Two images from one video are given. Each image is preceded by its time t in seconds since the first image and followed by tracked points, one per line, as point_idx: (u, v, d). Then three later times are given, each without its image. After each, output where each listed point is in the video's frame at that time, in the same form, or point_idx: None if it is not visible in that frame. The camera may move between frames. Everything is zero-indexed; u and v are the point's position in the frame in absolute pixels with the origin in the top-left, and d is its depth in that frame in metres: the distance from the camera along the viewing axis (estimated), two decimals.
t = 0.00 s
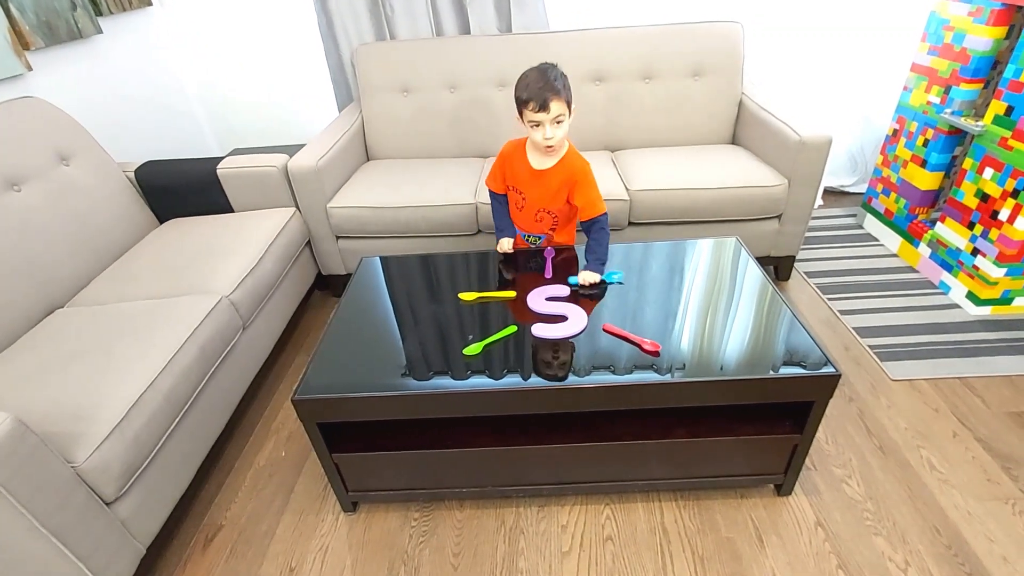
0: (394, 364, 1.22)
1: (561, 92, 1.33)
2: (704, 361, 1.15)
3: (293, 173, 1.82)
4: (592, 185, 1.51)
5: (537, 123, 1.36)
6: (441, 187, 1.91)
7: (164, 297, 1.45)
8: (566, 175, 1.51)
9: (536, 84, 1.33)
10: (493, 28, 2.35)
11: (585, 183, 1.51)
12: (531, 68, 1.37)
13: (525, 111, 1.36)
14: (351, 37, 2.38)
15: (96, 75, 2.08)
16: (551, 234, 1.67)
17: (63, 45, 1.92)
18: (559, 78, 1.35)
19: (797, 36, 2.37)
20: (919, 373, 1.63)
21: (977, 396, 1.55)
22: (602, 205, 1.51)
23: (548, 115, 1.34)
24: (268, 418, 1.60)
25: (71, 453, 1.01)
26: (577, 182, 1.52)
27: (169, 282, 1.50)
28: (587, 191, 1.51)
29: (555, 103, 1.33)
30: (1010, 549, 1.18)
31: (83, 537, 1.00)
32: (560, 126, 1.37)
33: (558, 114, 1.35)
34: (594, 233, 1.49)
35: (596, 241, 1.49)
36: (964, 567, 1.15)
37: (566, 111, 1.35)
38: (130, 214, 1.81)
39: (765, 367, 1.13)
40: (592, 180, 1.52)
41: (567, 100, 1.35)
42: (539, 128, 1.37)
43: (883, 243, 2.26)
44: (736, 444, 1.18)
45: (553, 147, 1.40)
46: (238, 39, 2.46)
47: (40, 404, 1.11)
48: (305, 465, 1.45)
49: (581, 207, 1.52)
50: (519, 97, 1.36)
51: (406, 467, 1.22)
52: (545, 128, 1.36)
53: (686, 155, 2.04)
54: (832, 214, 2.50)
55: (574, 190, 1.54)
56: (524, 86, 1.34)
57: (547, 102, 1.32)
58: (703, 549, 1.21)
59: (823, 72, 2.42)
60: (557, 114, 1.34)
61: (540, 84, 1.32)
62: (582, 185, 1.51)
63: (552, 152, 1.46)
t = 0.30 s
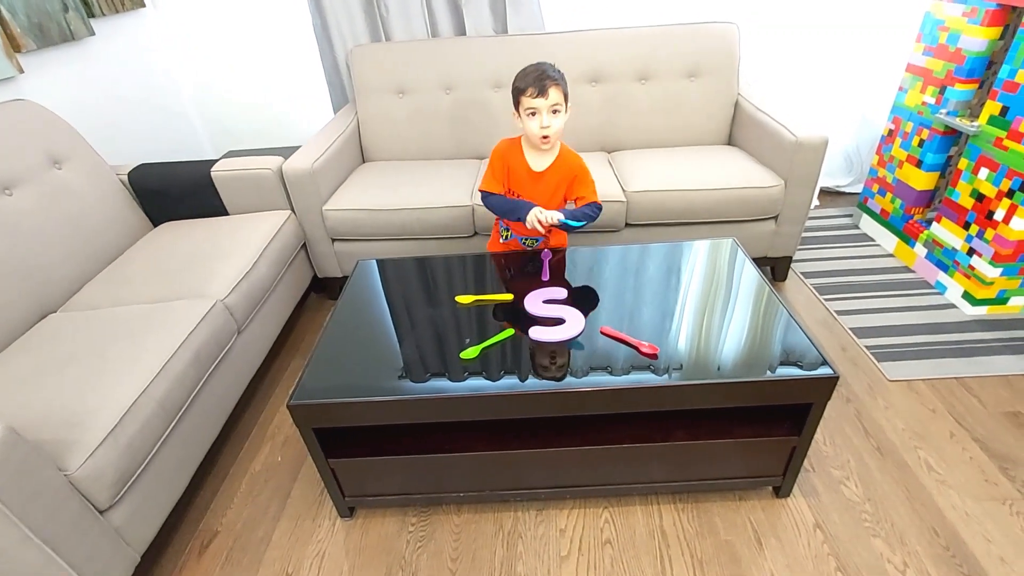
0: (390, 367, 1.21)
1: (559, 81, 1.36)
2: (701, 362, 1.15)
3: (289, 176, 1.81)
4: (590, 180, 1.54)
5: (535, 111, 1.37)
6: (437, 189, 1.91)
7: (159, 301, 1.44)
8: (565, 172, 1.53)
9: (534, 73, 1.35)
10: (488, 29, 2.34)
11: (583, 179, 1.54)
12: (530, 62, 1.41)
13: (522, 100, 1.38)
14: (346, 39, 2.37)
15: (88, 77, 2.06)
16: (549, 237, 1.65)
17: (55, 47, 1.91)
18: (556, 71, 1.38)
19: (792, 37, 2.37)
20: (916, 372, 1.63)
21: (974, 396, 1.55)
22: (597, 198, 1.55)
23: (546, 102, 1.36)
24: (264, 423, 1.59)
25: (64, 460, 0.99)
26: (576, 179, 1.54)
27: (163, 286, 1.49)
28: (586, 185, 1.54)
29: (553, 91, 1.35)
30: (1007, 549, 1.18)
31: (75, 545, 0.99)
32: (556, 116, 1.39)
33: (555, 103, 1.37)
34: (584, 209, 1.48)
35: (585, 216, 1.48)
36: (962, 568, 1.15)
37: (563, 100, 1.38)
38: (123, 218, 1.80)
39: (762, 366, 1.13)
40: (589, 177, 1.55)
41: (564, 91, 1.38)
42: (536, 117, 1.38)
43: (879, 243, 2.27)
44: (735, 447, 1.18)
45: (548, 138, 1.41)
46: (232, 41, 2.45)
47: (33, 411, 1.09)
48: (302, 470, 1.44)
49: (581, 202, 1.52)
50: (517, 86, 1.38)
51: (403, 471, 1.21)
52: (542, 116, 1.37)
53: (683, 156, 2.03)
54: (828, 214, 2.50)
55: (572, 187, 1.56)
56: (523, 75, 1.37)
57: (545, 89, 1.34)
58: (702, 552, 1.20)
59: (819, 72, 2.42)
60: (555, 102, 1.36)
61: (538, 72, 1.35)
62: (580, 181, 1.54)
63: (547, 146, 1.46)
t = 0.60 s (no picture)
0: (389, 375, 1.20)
1: (541, 90, 1.35)
2: (703, 367, 1.14)
3: (286, 181, 1.79)
4: (576, 174, 1.51)
5: (517, 120, 1.36)
6: (435, 192, 1.89)
7: (155, 309, 1.42)
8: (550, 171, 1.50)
9: (516, 82, 1.34)
10: (486, 31, 2.33)
11: (568, 174, 1.50)
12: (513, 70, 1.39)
13: (504, 108, 1.37)
14: (343, 42, 2.36)
15: (83, 81, 2.04)
16: (545, 240, 1.62)
17: (49, 51, 1.89)
18: (539, 79, 1.37)
19: (790, 38, 2.37)
20: (918, 375, 1.63)
21: (976, 399, 1.55)
22: (586, 187, 1.53)
23: (528, 111, 1.35)
24: (262, 430, 1.58)
25: (60, 473, 0.98)
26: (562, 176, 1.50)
27: (160, 293, 1.48)
28: (572, 178, 1.50)
29: (535, 100, 1.34)
30: (1012, 554, 1.18)
31: (72, 559, 0.97)
32: (538, 125, 1.38)
33: (537, 112, 1.36)
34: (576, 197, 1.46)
35: (578, 204, 1.46)
36: (967, 574, 1.15)
37: (545, 110, 1.37)
38: (119, 224, 1.78)
39: (761, 368, 1.13)
40: (575, 171, 1.52)
41: (547, 100, 1.37)
42: (518, 125, 1.37)
43: (878, 245, 2.26)
44: (738, 453, 1.17)
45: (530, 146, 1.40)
46: (229, 44, 2.44)
47: (28, 422, 1.08)
48: (301, 478, 1.43)
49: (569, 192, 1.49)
50: (500, 95, 1.37)
51: (403, 480, 1.20)
52: (524, 124, 1.36)
53: (682, 159, 2.03)
54: (827, 216, 2.50)
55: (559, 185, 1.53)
56: (505, 84, 1.36)
57: (527, 98, 1.33)
58: (706, 559, 1.19)
59: (816, 73, 2.42)
60: (537, 112, 1.36)
61: (520, 82, 1.34)
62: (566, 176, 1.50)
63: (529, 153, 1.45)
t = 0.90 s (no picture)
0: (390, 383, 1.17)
1: (527, 91, 1.33)
2: (711, 374, 1.13)
3: (286, 186, 1.77)
4: (564, 178, 1.49)
5: (504, 120, 1.33)
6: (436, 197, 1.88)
7: (153, 317, 1.40)
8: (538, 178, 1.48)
9: (501, 84, 1.32)
10: (486, 34, 2.32)
11: (555, 181, 1.48)
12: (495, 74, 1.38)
13: (489, 110, 1.34)
14: (341, 45, 2.34)
15: (78, 85, 2.02)
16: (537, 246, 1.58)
17: (44, 56, 1.86)
18: (523, 81, 1.36)
19: (790, 41, 2.36)
20: (924, 379, 1.62)
21: (983, 402, 1.54)
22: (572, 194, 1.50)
23: (515, 111, 1.32)
24: (261, 440, 1.55)
25: (56, 488, 0.96)
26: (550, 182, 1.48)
27: (157, 301, 1.46)
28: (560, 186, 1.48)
29: (522, 101, 1.32)
30: None
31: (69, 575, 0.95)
32: (525, 125, 1.35)
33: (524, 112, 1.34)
34: (566, 206, 1.45)
35: (567, 213, 1.46)
36: None
37: (532, 110, 1.35)
38: (115, 230, 1.76)
39: (762, 370, 1.13)
40: (562, 177, 1.50)
41: (533, 100, 1.35)
42: (505, 126, 1.34)
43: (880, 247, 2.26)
44: (747, 461, 1.16)
45: (517, 147, 1.37)
46: (226, 48, 2.41)
47: (23, 435, 1.05)
48: (302, 488, 1.40)
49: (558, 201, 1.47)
50: (484, 97, 1.34)
51: (407, 490, 1.18)
52: (511, 125, 1.34)
53: (684, 162, 2.02)
54: (828, 218, 2.49)
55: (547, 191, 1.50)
56: (488, 86, 1.34)
57: (514, 99, 1.31)
58: (715, 569, 1.18)
59: (817, 75, 2.42)
60: (524, 112, 1.33)
61: (505, 83, 1.32)
62: (554, 183, 1.48)
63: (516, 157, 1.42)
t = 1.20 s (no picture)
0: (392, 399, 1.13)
1: (530, 89, 1.31)
2: (726, 387, 1.08)
3: (283, 193, 1.73)
4: (569, 184, 1.45)
5: (508, 117, 1.29)
6: (437, 203, 1.83)
7: (146, 330, 1.35)
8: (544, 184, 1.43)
9: (503, 84, 1.30)
10: (486, 37, 2.28)
11: (561, 187, 1.44)
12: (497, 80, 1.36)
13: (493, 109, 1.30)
14: (340, 49, 2.30)
15: (70, 92, 1.98)
16: (541, 254, 1.54)
17: (35, 61, 1.82)
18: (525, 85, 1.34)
19: (795, 43, 2.33)
20: (940, 389, 1.57)
21: (1002, 413, 1.50)
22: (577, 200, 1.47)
23: (519, 107, 1.28)
24: (259, 456, 1.50)
25: (42, 514, 0.91)
26: (555, 188, 1.44)
27: (151, 313, 1.41)
28: (567, 192, 1.44)
29: (526, 98, 1.29)
30: None
31: None
32: (530, 124, 1.31)
33: (528, 110, 1.30)
34: (570, 214, 1.40)
35: (572, 221, 1.41)
36: None
37: (536, 109, 1.32)
38: (108, 240, 1.71)
39: (767, 374, 1.11)
40: (567, 183, 1.46)
41: (536, 101, 1.32)
42: (509, 124, 1.29)
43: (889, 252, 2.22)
44: (765, 478, 1.11)
45: (523, 145, 1.32)
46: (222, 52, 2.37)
47: (8, 457, 1.00)
48: (301, 507, 1.35)
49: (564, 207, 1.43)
50: (486, 97, 1.31)
51: (411, 511, 1.13)
52: (515, 123, 1.29)
53: (690, 166, 1.98)
54: (835, 223, 2.45)
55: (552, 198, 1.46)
56: (491, 88, 1.32)
57: (517, 95, 1.28)
58: None
59: (822, 78, 2.39)
60: (528, 109, 1.30)
61: (507, 83, 1.30)
62: (559, 189, 1.45)
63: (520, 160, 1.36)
